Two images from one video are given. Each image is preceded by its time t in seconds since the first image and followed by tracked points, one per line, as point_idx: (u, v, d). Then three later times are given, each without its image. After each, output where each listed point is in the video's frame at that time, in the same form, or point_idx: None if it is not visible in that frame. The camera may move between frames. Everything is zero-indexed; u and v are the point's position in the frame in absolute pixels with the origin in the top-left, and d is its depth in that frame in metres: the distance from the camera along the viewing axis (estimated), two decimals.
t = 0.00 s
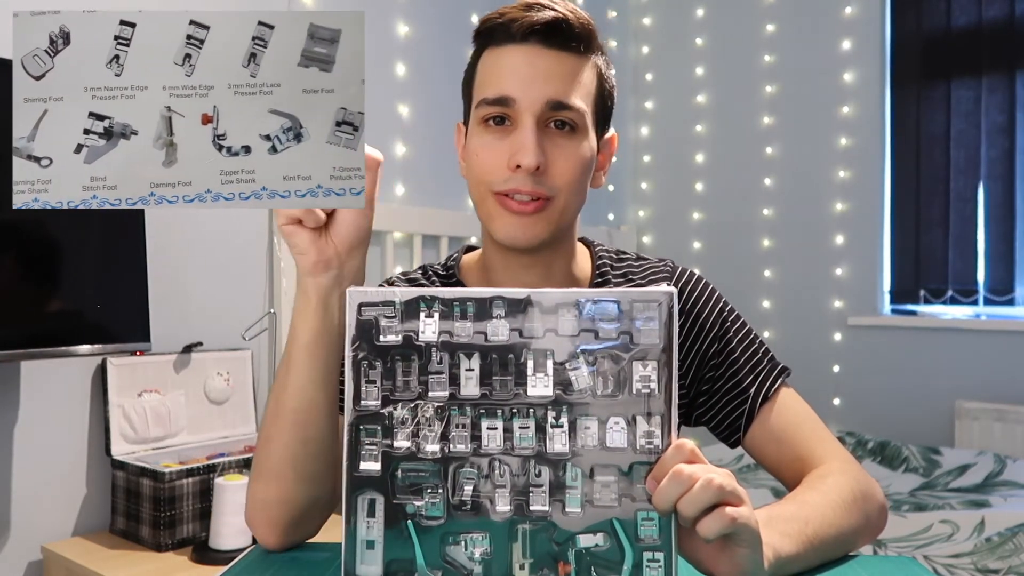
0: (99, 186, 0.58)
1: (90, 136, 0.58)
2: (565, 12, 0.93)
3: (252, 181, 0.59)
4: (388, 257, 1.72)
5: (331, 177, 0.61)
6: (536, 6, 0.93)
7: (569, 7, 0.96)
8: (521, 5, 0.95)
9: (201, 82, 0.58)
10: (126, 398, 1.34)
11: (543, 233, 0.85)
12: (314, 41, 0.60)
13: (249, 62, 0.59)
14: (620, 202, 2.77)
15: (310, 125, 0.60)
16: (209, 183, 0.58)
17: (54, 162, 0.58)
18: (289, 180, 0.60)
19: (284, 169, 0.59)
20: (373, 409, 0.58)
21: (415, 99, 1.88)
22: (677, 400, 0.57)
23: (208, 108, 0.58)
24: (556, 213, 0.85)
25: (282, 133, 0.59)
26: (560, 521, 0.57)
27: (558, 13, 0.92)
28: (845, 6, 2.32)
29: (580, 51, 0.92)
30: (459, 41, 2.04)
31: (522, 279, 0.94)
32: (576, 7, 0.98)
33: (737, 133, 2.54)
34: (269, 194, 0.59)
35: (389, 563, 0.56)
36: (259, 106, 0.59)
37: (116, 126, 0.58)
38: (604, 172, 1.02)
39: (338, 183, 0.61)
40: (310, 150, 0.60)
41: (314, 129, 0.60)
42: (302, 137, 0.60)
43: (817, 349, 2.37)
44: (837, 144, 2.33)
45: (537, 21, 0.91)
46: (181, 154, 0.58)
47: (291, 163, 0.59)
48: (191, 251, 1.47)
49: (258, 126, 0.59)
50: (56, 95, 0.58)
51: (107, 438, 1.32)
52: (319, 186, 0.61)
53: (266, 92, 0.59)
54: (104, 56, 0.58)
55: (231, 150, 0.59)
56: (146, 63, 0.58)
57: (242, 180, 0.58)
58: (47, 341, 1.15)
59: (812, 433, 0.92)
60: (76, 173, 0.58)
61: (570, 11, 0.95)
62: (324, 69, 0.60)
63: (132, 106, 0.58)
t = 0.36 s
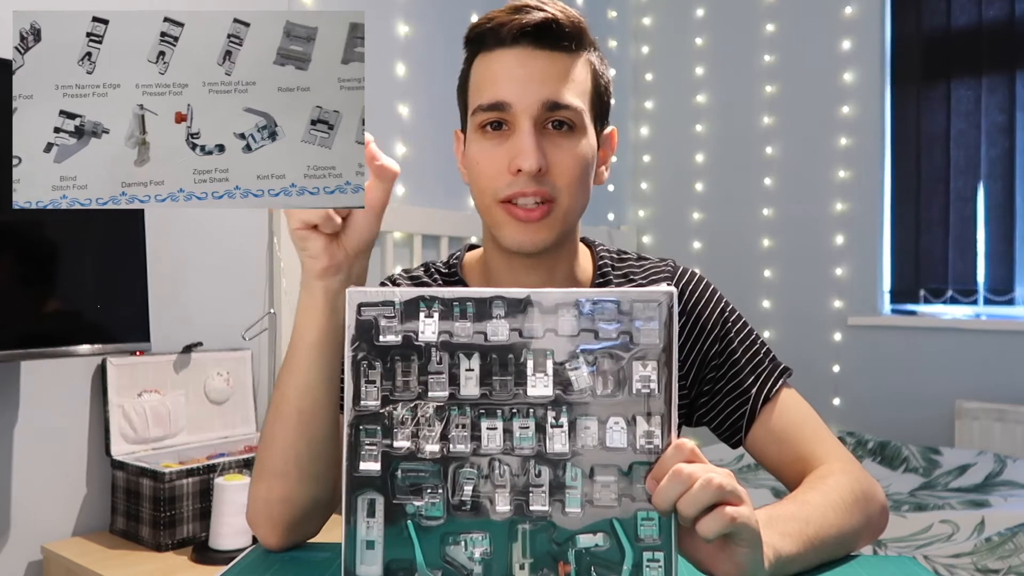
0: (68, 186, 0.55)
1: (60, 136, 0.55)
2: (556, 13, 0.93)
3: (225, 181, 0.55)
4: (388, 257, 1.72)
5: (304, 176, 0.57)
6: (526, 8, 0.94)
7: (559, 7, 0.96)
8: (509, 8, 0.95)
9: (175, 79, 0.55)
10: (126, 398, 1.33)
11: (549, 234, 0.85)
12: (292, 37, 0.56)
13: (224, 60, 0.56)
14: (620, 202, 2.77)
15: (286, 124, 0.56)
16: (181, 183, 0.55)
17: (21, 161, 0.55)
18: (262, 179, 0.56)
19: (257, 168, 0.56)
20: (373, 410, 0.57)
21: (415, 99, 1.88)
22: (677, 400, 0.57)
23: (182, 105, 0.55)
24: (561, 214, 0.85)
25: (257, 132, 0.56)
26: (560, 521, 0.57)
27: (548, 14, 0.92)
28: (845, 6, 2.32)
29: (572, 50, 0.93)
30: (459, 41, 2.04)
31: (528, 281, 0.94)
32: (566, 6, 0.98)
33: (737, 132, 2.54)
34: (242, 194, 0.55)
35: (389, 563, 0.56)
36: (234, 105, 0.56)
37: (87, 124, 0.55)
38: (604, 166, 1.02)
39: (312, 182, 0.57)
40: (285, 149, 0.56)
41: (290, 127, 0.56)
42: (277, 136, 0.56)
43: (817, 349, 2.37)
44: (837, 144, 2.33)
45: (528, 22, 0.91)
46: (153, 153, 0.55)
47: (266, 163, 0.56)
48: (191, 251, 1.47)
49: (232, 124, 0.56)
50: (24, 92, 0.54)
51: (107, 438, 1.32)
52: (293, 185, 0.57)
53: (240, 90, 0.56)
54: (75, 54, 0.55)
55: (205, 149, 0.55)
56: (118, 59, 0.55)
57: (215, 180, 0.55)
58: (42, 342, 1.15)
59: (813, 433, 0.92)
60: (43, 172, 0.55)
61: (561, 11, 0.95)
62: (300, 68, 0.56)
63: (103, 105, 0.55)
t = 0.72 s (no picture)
0: (45, 182, 0.55)
1: (36, 131, 0.54)
2: (548, 16, 0.93)
3: (202, 176, 0.54)
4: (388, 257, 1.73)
5: (281, 171, 0.55)
6: (517, 14, 0.93)
7: (551, 10, 0.95)
8: (499, 12, 0.94)
9: (152, 75, 0.54)
10: (127, 398, 1.34)
11: (546, 236, 0.87)
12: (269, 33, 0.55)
13: (201, 55, 0.55)
14: (620, 202, 2.77)
15: (263, 119, 0.55)
16: (158, 178, 0.54)
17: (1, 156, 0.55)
18: (239, 174, 0.55)
19: (234, 164, 0.55)
20: (372, 409, 0.58)
21: (415, 99, 1.88)
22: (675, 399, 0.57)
23: (159, 101, 0.54)
24: (556, 217, 0.87)
25: (235, 127, 0.55)
26: (558, 521, 0.57)
27: (541, 18, 0.92)
28: (845, 6, 2.32)
29: (565, 50, 0.92)
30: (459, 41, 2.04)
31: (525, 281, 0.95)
32: (555, 7, 0.97)
33: (737, 133, 2.54)
34: (218, 189, 0.54)
35: (387, 562, 0.57)
36: (211, 100, 0.55)
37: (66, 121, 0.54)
38: (594, 164, 1.03)
39: (289, 177, 0.56)
40: (262, 145, 0.55)
41: (267, 122, 0.55)
42: (255, 131, 0.55)
43: (817, 349, 2.37)
44: (837, 144, 2.33)
45: (522, 26, 0.90)
46: (131, 148, 0.54)
47: (244, 159, 0.55)
48: (191, 251, 1.47)
49: (209, 120, 0.55)
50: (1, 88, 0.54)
51: (107, 438, 1.32)
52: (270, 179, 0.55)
53: (218, 86, 0.55)
54: (51, 50, 0.54)
55: (182, 145, 0.54)
56: (93, 55, 0.54)
57: (192, 175, 0.54)
58: (41, 343, 1.15)
59: (813, 433, 0.92)
60: (21, 167, 0.54)
61: (555, 14, 0.94)
62: (278, 63, 0.55)
63: (79, 101, 0.54)
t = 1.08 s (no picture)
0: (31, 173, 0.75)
1: (21, 131, 0.74)
2: (539, 10, 0.94)
3: (182, 175, 0.78)
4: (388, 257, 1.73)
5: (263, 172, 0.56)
6: (510, 6, 0.94)
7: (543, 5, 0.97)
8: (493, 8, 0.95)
9: (132, 78, 0.76)
10: (127, 398, 1.34)
11: (540, 229, 0.85)
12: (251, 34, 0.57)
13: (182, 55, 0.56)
14: (620, 202, 2.78)
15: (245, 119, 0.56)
16: (138, 177, 0.75)
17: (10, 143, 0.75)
18: (220, 173, 0.79)
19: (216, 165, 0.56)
20: (372, 409, 0.58)
21: (415, 99, 1.88)
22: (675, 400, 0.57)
23: (140, 102, 0.76)
24: (551, 209, 0.85)
25: (216, 127, 0.79)
26: (558, 521, 0.57)
27: (532, 11, 0.93)
28: (845, 6, 2.32)
29: (556, 45, 0.93)
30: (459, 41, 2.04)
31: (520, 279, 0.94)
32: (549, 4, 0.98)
33: (737, 132, 2.54)
34: (198, 184, 0.78)
35: (386, 563, 0.57)
36: (194, 100, 0.78)
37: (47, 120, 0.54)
38: (587, 165, 1.02)
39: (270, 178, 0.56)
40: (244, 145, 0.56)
41: (243, 122, 0.79)
42: (234, 130, 0.79)
43: (817, 349, 2.37)
44: (837, 144, 2.33)
45: (513, 18, 0.91)
46: (110, 148, 0.75)
47: (220, 157, 0.79)
48: (191, 251, 1.47)
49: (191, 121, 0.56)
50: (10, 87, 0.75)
51: (107, 438, 1.32)
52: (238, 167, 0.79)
53: (198, 87, 0.78)
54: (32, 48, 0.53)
55: (161, 143, 0.77)
56: (77, 61, 0.75)
57: (170, 172, 0.77)
58: (41, 343, 1.15)
59: (811, 433, 0.92)
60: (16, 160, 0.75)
61: (545, 9, 0.95)
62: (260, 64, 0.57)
63: (63, 101, 0.75)
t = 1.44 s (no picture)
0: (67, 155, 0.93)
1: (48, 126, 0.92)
2: (528, 25, 0.94)
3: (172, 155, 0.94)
4: (388, 256, 1.73)
5: (249, 176, 0.57)
6: (499, 20, 0.93)
7: (532, 19, 0.97)
8: (481, 18, 0.95)
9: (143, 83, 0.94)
10: (126, 398, 1.34)
11: (522, 244, 0.85)
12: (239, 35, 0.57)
13: (167, 58, 0.56)
14: (620, 202, 2.78)
15: (230, 123, 0.57)
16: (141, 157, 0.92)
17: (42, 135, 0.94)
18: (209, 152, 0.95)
19: (200, 168, 0.56)
20: (371, 409, 0.58)
21: (415, 99, 1.88)
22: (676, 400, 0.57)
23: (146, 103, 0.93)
24: (533, 225, 0.85)
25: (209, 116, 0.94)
26: (558, 521, 0.57)
27: (521, 27, 0.93)
28: (845, 6, 2.32)
29: (543, 60, 0.93)
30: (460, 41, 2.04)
31: (508, 283, 0.94)
32: (540, 18, 0.99)
33: (737, 132, 2.54)
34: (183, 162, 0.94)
35: (386, 563, 0.57)
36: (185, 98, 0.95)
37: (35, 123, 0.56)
38: (576, 168, 1.03)
39: (256, 182, 0.57)
40: (229, 148, 0.57)
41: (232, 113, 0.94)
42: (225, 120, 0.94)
43: (817, 349, 2.37)
44: (837, 144, 2.33)
45: (501, 35, 0.91)
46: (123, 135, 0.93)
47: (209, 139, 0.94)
48: (191, 250, 1.47)
49: (177, 124, 0.56)
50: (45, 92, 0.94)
51: (107, 438, 1.32)
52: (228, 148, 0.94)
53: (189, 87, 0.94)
54: (19, 53, 0.56)
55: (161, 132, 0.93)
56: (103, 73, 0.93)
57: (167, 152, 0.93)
58: (41, 343, 1.15)
59: (805, 432, 0.92)
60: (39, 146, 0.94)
61: (535, 24, 0.96)
62: (246, 66, 0.57)
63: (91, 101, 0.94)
